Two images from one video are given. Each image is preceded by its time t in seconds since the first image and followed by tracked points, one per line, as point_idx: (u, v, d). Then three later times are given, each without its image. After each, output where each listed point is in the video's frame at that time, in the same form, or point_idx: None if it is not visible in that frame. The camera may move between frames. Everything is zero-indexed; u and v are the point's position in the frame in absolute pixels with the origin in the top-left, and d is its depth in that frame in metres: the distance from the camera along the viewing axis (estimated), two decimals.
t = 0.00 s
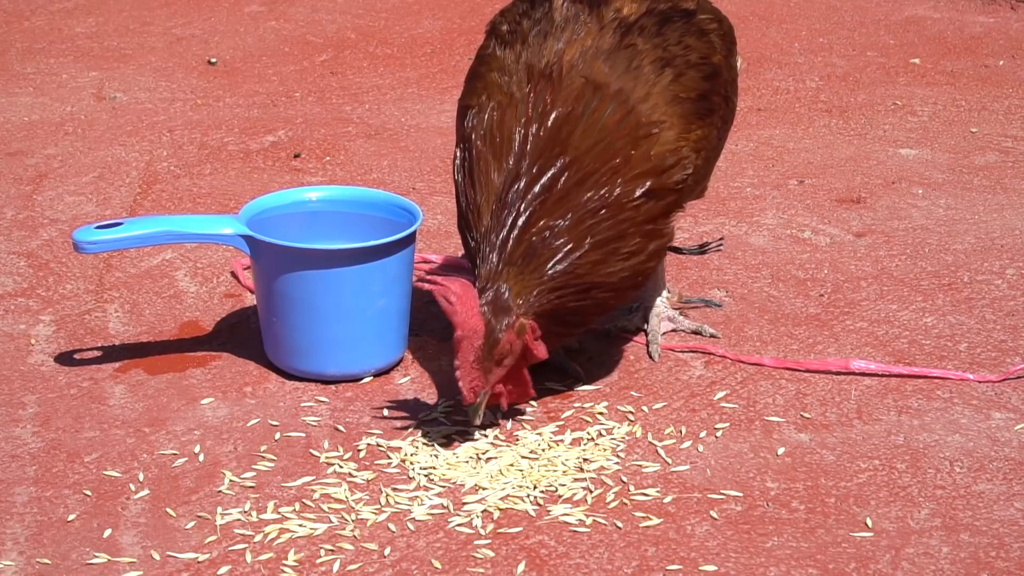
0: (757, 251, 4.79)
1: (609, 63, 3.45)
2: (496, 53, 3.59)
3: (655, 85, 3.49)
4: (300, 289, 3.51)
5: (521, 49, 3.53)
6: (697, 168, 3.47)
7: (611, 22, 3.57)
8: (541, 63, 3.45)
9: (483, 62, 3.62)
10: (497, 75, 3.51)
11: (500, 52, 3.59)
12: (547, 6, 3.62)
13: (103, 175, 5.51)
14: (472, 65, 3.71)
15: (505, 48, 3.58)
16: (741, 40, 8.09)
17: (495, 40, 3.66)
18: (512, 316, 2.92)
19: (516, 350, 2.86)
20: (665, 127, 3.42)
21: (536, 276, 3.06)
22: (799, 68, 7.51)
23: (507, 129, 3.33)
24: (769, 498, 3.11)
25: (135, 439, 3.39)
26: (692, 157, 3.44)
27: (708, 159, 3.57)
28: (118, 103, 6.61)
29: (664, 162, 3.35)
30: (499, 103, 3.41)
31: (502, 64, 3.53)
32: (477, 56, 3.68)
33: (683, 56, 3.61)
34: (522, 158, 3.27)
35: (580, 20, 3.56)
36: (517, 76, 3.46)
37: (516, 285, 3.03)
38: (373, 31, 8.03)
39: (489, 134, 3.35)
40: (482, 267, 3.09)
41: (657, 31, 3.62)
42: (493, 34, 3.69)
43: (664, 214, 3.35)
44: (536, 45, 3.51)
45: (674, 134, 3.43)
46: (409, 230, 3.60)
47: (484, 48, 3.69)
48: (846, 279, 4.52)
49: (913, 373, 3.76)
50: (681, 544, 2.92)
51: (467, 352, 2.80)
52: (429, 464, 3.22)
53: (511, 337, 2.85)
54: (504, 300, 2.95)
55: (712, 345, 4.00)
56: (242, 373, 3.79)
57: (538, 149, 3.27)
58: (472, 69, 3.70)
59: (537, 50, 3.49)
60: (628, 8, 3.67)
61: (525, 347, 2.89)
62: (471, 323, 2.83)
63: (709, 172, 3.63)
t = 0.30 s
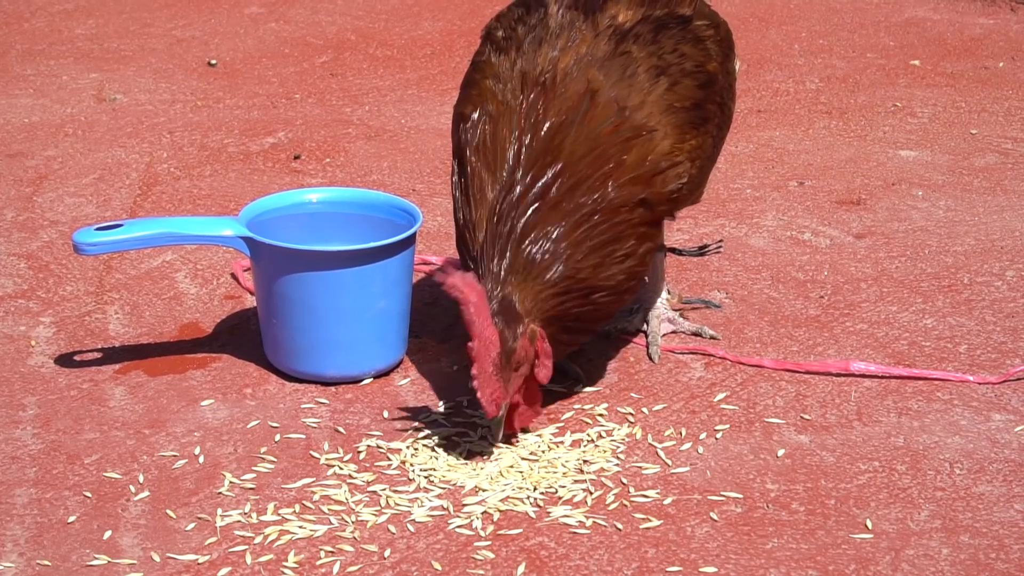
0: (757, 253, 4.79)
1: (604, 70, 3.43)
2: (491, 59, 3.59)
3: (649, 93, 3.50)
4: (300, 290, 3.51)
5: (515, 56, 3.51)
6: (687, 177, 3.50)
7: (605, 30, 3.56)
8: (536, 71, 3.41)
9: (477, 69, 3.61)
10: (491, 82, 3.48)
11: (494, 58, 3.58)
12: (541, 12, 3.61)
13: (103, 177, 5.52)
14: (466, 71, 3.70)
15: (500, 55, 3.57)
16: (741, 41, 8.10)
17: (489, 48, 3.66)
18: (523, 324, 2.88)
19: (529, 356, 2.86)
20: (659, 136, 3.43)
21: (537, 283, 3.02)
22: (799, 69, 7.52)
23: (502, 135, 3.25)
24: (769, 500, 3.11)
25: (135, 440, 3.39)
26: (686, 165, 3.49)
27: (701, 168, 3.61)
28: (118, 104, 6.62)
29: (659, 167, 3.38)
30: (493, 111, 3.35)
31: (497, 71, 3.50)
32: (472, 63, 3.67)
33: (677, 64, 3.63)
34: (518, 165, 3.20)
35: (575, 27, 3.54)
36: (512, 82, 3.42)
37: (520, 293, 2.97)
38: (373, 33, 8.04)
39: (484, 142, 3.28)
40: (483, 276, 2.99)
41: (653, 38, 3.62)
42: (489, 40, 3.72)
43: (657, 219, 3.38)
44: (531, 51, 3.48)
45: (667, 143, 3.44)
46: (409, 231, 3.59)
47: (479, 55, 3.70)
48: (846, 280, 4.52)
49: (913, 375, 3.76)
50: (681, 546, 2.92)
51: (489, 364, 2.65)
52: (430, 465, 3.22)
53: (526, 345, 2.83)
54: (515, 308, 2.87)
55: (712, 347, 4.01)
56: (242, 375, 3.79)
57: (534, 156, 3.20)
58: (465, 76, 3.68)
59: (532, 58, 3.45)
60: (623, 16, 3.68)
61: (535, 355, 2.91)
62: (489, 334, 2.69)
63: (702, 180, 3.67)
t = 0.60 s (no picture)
0: (757, 254, 4.79)
1: (608, 71, 3.39)
2: (489, 64, 3.53)
3: (651, 96, 3.46)
4: (300, 292, 3.51)
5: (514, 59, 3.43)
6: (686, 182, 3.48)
7: (604, 34, 3.50)
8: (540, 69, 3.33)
9: (476, 74, 3.56)
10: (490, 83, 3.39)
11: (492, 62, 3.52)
12: (539, 17, 3.58)
13: (103, 178, 5.52)
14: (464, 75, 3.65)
15: (498, 59, 3.52)
16: (741, 43, 8.10)
17: (485, 54, 3.60)
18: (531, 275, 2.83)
19: (541, 310, 2.82)
20: (660, 139, 3.40)
21: (547, 240, 2.97)
22: (799, 71, 7.52)
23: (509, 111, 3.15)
24: (769, 501, 3.11)
25: (136, 442, 3.39)
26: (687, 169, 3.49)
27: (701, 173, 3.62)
28: (118, 106, 6.62)
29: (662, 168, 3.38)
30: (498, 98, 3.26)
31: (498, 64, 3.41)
32: (471, 67, 3.63)
33: (676, 69, 3.62)
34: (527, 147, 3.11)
35: (573, 31, 3.47)
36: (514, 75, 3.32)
37: (529, 247, 2.92)
38: (373, 34, 8.04)
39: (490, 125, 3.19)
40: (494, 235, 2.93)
41: (652, 42, 3.60)
42: (486, 44, 3.70)
43: (660, 219, 3.36)
44: (530, 53, 3.41)
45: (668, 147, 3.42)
46: (409, 232, 3.60)
47: (476, 59, 3.65)
48: (846, 282, 4.52)
49: (913, 376, 3.76)
50: (681, 547, 2.92)
51: (507, 326, 2.63)
52: (429, 467, 3.23)
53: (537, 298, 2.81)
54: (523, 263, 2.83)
55: (712, 348, 4.01)
56: (242, 376, 3.79)
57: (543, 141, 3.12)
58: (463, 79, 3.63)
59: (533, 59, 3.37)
60: (621, 19, 3.63)
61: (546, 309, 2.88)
62: (502, 296, 2.63)
63: (700, 184, 3.68)
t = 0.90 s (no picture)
0: (757, 255, 4.80)
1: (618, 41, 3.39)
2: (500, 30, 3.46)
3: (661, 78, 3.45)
4: (300, 292, 3.51)
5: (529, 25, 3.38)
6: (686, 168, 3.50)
7: (614, 15, 3.49)
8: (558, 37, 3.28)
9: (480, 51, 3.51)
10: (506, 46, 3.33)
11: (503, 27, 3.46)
12: None
13: (102, 179, 5.52)
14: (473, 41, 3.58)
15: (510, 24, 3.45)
16: (741, 43, 8.10)
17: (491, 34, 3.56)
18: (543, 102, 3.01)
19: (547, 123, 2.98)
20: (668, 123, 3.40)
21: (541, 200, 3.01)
22: (799, 71, 7.52)
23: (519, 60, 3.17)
24: (769, 501, 3.11)
25: (136, 442, 3.40)
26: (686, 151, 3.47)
27: (700, 164, 3.62)
28: (118, 107, 6.62)
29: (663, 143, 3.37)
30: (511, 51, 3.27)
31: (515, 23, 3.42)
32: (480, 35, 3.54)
33: (684, 58, 3.60)
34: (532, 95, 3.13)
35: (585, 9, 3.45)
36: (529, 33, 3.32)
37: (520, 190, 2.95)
38: (373, 35, 8.05)
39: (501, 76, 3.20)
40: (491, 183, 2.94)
41: (660, 30, 3.59)
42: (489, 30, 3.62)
43: (656, 200, 3.39)
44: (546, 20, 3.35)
45: (674, 131, 3.42)
46: (409, 233, 3.60)
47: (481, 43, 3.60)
48: (846, 282, 4.52)
49: (913, 376, 3.76)
50: (681, 547, 2.92)
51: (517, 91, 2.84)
52: (430, 468, 3.23)
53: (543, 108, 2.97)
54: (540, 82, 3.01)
55: (712, 348, 4.01)
56: (242, 376, 3.79)
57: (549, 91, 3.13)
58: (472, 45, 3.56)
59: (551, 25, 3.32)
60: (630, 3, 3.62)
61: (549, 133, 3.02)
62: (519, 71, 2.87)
63: (700, 175, 3.65)
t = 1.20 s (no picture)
0: (757, 255, 4.80)
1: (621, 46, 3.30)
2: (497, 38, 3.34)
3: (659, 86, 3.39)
4: (300, 293, 3.51)
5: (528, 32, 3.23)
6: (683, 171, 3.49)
7: (614, 16, 3.36)
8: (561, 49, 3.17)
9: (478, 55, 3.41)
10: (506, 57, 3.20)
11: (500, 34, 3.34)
12: None
13: (103, 179, 5.52)
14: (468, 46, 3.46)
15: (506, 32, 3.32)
16: (741, 44, 8.10)
17: (489, 36, 3.46)
18: (531, 166, 2.92)
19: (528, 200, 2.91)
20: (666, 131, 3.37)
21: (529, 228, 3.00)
22: (799, 72, 7.52)
23: (518, 78, 3.07)
24: (769, 502, 3.11)
25: (135, 443, 3.39)
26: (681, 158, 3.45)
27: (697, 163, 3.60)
28: (118, 107, 6.63)
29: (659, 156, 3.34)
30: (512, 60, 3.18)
31: (513, 28, 3.31)
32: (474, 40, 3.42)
33: (682, 58, 3.52)
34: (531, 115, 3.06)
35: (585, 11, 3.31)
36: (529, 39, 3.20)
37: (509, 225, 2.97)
38: (373, 35, 8.05)
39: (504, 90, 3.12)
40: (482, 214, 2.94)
41: (661, 29, 3.50)
42: (488, 32, 3.53)
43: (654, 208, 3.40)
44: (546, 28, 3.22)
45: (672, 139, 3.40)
46: (409, 234, 3.60)
47: (479, 45, 3.49)
48: (846, 283, 4.52)
49: (913, 377, 3.76)
50: (681, 548, 2.92)
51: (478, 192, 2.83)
52: (430, 468, 3.23)
53: (524, 189, 2.87)
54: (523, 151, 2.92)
55: (712, 349, 4.01)
56: (242, 377, 3.79)
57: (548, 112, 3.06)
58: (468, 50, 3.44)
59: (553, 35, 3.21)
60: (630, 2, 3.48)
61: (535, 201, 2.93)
62: (488, 166, 2.84)
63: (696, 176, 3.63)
